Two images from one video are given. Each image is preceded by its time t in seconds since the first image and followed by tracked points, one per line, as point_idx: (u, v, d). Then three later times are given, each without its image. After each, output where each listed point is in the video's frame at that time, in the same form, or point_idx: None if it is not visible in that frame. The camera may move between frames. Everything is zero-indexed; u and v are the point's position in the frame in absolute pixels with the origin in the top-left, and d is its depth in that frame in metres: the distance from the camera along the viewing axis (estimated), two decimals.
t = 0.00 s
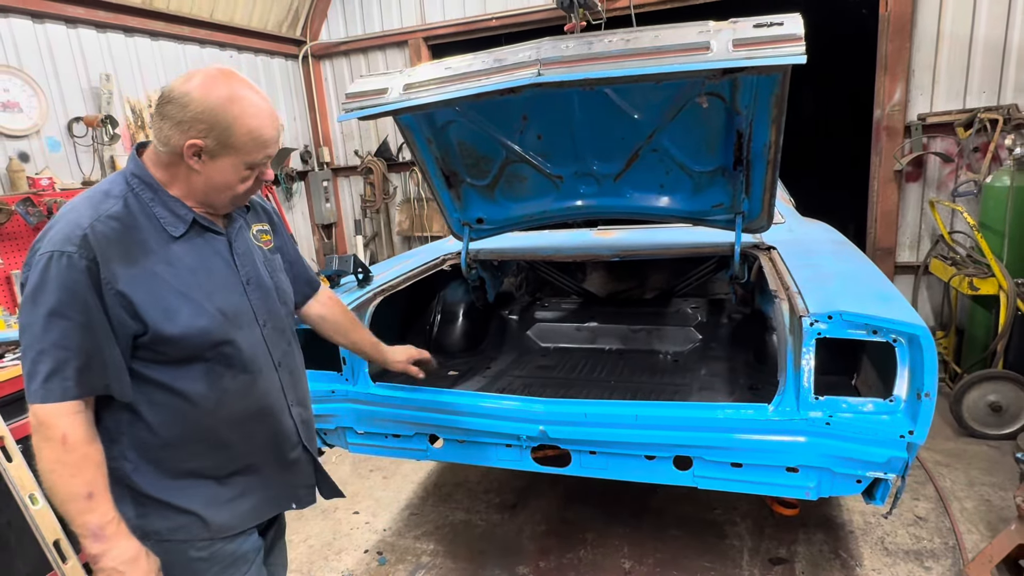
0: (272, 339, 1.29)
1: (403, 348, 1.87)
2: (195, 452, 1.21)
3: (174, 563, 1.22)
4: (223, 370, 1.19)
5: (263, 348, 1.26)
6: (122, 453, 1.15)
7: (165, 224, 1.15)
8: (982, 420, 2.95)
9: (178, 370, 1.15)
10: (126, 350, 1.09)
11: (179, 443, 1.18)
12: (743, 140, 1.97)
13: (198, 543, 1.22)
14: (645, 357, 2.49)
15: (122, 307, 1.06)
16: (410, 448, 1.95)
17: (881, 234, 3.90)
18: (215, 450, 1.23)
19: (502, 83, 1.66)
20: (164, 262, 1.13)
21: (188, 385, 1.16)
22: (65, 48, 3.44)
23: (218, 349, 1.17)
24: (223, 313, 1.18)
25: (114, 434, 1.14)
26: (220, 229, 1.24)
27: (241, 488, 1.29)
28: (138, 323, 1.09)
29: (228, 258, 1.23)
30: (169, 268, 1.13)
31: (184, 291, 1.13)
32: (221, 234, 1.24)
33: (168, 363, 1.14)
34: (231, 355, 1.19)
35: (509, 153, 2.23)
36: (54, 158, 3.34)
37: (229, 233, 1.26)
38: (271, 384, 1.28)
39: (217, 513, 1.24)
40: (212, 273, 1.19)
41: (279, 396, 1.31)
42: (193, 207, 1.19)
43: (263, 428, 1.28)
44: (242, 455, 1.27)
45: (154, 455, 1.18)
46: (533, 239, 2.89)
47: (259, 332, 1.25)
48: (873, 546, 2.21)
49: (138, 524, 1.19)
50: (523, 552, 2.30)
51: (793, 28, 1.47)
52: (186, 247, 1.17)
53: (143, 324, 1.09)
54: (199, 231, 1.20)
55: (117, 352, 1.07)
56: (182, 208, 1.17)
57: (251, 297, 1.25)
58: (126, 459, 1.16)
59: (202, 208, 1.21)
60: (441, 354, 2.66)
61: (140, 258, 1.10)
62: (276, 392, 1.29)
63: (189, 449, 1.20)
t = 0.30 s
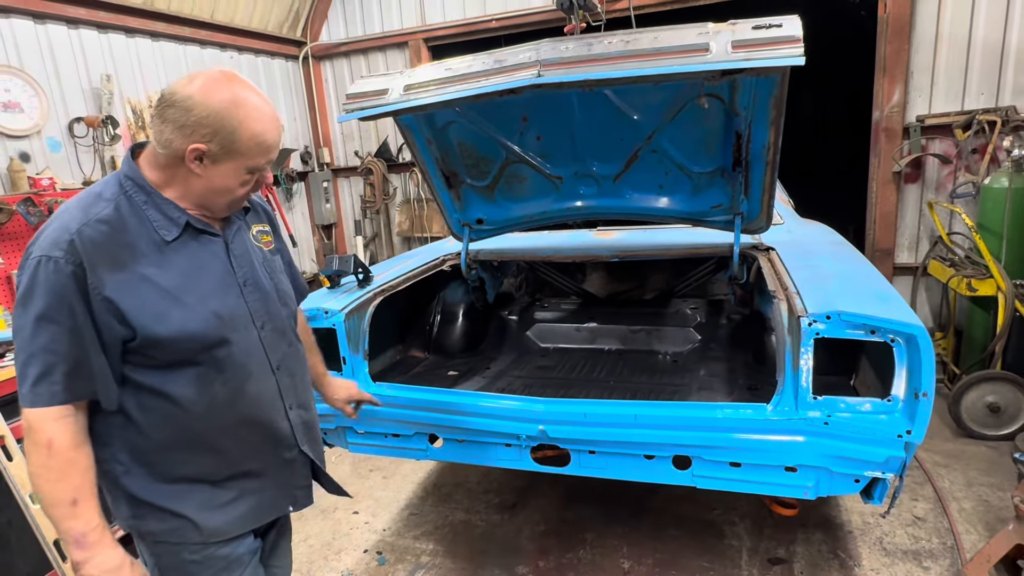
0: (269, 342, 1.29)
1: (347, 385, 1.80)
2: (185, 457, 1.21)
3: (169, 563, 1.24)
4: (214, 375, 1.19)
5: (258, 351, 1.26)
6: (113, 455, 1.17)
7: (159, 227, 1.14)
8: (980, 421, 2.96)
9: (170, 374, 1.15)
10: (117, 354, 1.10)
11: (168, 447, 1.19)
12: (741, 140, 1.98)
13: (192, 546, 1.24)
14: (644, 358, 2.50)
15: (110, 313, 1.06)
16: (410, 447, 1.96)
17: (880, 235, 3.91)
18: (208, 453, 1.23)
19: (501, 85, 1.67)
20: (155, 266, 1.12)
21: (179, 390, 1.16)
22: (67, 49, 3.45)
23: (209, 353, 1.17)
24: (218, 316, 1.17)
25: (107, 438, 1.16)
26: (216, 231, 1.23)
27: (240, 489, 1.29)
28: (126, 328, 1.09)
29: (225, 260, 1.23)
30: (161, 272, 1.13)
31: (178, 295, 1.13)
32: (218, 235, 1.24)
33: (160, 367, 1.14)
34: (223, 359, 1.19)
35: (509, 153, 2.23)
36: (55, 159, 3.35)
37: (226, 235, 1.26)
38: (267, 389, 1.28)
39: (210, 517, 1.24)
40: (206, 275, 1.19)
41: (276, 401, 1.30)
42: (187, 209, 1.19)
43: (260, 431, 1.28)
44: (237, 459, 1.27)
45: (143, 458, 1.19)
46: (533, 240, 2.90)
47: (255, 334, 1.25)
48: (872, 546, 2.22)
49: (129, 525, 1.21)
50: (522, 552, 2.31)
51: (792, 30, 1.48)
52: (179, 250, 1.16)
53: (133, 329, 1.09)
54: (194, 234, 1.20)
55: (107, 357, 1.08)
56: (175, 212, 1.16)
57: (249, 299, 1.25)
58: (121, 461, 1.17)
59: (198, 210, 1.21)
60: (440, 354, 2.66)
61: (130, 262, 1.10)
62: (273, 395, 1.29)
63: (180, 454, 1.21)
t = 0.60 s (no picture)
0: (270, 340, 1.30)
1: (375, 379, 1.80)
2: (191, 455, 1.22)
3: (170, 563, 1.23)
4: (221, 374, 1.20)
5: (261, 349, 1.27)
6: (117, 455, 1.16)
7: (164, 226, 1.15)
8: (979, 422, 2.96)
9: (178, 373, 1.16)
10: (125, 354, 1.10)
11: (175, 445, 1.19)
12: (741, 141, 1.98)
13: (193, 545, 1.23)
14: (644, 358, 2.51)
15: (122, 312, 1.07)
16: (410, 446, 1.96)
17: (879, 236, 3.92)
18: (213, 452, 1.24)
19: (502, 85, 1.67)
20: (163, 266, 1.13)
21: (188, 388, 1.16)
22: (68, 49, 3.46)
23: (217, 351, 1.18)
24: (224, 315, 1.18)
25: (107, 438, 1.15)
26: (219, 230, 1.25)
27: (241, 488, 1.30)
28: (139, 328, 1.09)
29: (227, 259, 1.24)
30: (169, 271, 1.13)
31: (185, 294, 1.14)
32: (221, 235, 1.25)
33: (168, 366, 1.15)
34: (230, 357, 1.20)
35: (509, 154, 2.24)
36: (56, 158, 3.36)
37: (228, 234, 1.27)
38: (269, 386, 1.29)
39: (213, 515, 1.25)
40: (211, 274, 1.19)
41: (276, 399, 1.31)
42: (192, 210, 1.20)
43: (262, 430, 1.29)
44: (240, 458, 1.28)
45: (149, 457, 1.18)
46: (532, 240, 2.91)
47: (257, 333, 1.26)
48: (870, 546, 2.22)
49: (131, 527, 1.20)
50: (522, 552, 2.31)
51: (791, 31, 1.49)
52: (185, 249, 1.17)
53: (143, 327, 1.09)
54: (199, 233, 1.20)
55: (116, 356, 1.08)
56: (182, 212, 1.17)
57: (251, 298, 1.26)
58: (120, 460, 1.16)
59: (201, 209, 1.21)
60: (441, 354, 2.67)
61: (139, 262, 1.10)
62: (275, 393, 1.31)
63: (185, 452, 1.21)
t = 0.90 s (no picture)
0: (261, 330, 1.30)
1: (402, 367, 1.84)
2: (183, 452, 1.21)
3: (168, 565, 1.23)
4: (210, 364, 1.19)
5: (250, 338, 1.26)
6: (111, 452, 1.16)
7: (150, 214, 1.16)
8: (980, 422, 2.96)
9: (169, 367, 1.15)
10: (117, 340, 1.09)
11: (165, 441, 1.19)
12: (743, 141, 1.98)
13: (188, 545, 1.22)
14: (644, 358, 2.51)
15: (111, 296, 1.06)
16: (411, 446, 1.96)
17: (881, 237, 3.92)
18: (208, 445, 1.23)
19: (505, 85, 1.67)
20: (149, 252, 1.13)
21: (176, 381, 1.16)
22: (70, 48, 3.46)
23: (203, 338, 1.17)
24: (208, 301, 1.18)
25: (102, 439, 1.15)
26: (206, 220, 1.25)
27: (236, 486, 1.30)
28: (128, 311, 1.08)
29: (212, 248, 1.24)
30: (155, 257, 1.13)
31: (169, 280, 1.13)
32: (208, 225, 1.25)
33: (156, 358, 1.14)
34: (215, 347, 1.19)
35: (510, 153, 2.24)
36: (58, 158, 3.36)
37: (216, 225, 1.27)
38: (260, 376, 1.29)
39: (206, 516, 1.24)
40: (196, 264, 1.19)
41: (265, 390, 1.30)
42: (178, 199, 1.21)
43: (253, 422, 1.29)
44: (238, 454, 1.27)
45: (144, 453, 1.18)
46: (534, 239, 2.91)
47: (246, 322, 1.26)
48: (872, 546, 2.22)
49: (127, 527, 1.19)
50: (523, 552, 2.31)
51: (793, 31, 1.49)
52: (171, 237, 1.18)
53: (131, 314, 1.09)
54: (185, 222, 1.21)
55: (107, 342, 1.07)
56: (167, 200, 1.18)
57: (240, 289, 1.26)
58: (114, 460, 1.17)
59: (187, 198, 1.22)
60: (442, 354, 2.67)
61: (126, 246, 1.10)
62: (265, 386, 1.30)
63: (176, 448, 1.20)
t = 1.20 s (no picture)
0: (250, 328, 1.28)
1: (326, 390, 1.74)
2: (172, 455, 1.20)
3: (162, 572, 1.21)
4: (191, 363, 1.17)
5: (238, 336, 1.25)
6: (98, 455, 1.15)
7: (129, 213, 1.13)
8: (981, 423, 2.96)
9: (142, 365, 1.13)
10: (86, 345, 1.07)
11: (152, 444, 1.17)
12: (743, 141, 1.98)
13: (185, 552, 1.20)
14: (644, 358, 2.50)
15: (79, 299, 1.04)
16: (410, 446, 1.96)
17: (881, 237, 3.91)
18: (198, 449, 1.22)
19: (505, 84, 1.66)
20: (124, 250, 1.10)
21: (154, 381, 1.14)
22: (69, 47, 3.45)
23: (183, 336, 1.15)
24: (192, 300, 1.16)
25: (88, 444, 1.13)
26: (188, 217, 1.23)
27: (230, 489, 1.29)
28: (98, 316, 1.06)
29: (197, 246, 1.22)
30: (131, 255, 1.10)
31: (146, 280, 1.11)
32: (190, 222, 1.23)
33: (132, 358, 1.12)
34: (197, 347, 1.17)
35: (510, 153, 2.23)
36: (56, 157, 3.35)
37: (198, 222, 1.25)
38: (250, 376, 1.27)
39: (204, 517, 1.23)
40: (178, 261, 1.17)
41: (257, 389, 1.29)
42: (156, 196, 1.18)
43: (247, 420, 1.28)
44: (232, 457, 1.26)
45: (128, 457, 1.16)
46: (533, 238, 2.91)
47: (234, 321, 1.24)
48: (872, 547, 2.21)
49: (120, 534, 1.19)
50: (523, 552, 2.30)
51: (795, 30, 1.48)
52: (151, 234, 1.15)
53: (103, 315, 1.06)
54: (165, 218, 1.19)
55: (73, 347, 1.05)
56: (145, 197, 1.15)
57: (226, 286, 1.25)
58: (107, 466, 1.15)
59: (165, 195, 1.20)
60: (442, 353, 2.67)
61: (99, 246, 1.08)
62: (256, 385, 1.28)
63: (166, 451, 1.19)
